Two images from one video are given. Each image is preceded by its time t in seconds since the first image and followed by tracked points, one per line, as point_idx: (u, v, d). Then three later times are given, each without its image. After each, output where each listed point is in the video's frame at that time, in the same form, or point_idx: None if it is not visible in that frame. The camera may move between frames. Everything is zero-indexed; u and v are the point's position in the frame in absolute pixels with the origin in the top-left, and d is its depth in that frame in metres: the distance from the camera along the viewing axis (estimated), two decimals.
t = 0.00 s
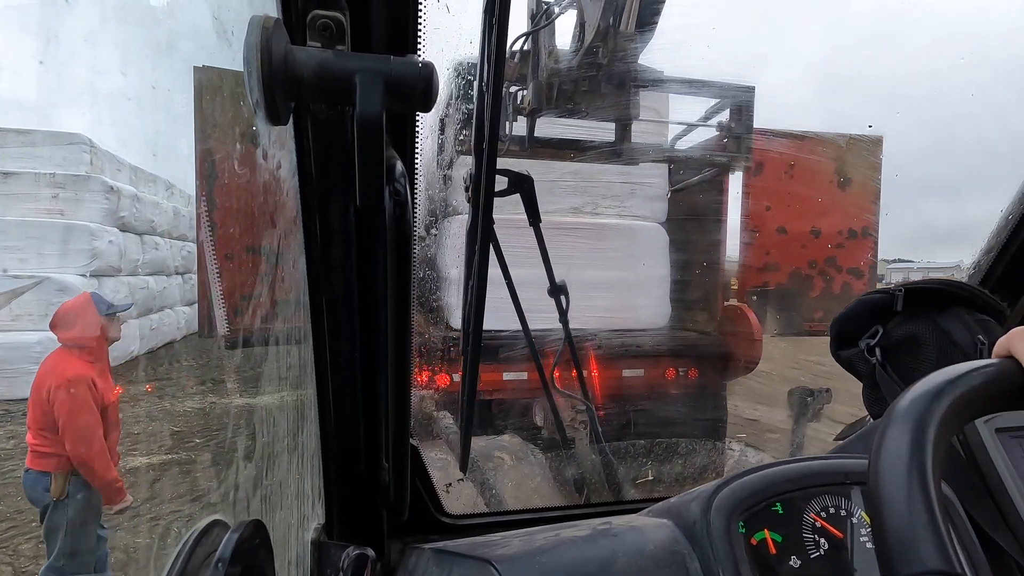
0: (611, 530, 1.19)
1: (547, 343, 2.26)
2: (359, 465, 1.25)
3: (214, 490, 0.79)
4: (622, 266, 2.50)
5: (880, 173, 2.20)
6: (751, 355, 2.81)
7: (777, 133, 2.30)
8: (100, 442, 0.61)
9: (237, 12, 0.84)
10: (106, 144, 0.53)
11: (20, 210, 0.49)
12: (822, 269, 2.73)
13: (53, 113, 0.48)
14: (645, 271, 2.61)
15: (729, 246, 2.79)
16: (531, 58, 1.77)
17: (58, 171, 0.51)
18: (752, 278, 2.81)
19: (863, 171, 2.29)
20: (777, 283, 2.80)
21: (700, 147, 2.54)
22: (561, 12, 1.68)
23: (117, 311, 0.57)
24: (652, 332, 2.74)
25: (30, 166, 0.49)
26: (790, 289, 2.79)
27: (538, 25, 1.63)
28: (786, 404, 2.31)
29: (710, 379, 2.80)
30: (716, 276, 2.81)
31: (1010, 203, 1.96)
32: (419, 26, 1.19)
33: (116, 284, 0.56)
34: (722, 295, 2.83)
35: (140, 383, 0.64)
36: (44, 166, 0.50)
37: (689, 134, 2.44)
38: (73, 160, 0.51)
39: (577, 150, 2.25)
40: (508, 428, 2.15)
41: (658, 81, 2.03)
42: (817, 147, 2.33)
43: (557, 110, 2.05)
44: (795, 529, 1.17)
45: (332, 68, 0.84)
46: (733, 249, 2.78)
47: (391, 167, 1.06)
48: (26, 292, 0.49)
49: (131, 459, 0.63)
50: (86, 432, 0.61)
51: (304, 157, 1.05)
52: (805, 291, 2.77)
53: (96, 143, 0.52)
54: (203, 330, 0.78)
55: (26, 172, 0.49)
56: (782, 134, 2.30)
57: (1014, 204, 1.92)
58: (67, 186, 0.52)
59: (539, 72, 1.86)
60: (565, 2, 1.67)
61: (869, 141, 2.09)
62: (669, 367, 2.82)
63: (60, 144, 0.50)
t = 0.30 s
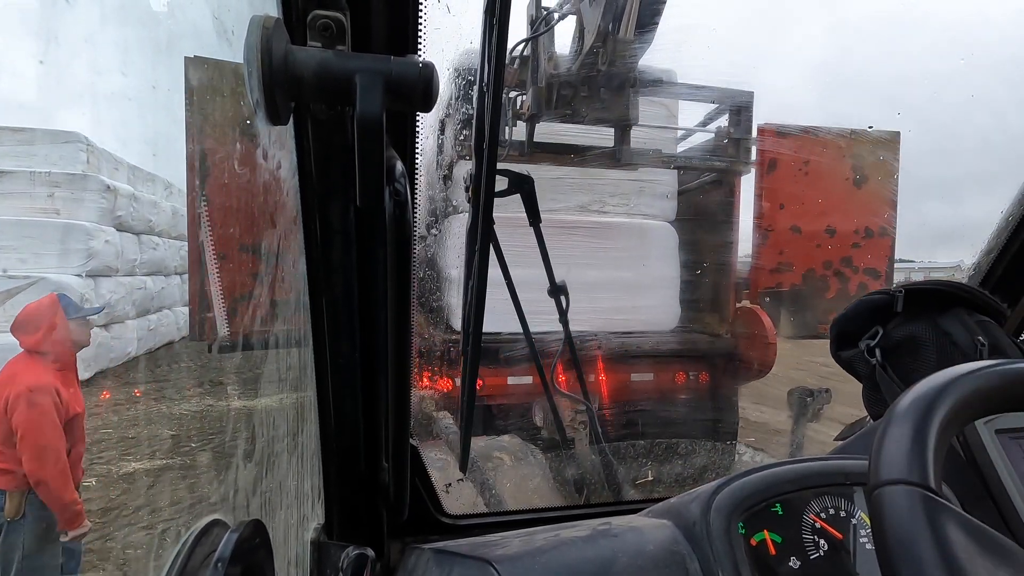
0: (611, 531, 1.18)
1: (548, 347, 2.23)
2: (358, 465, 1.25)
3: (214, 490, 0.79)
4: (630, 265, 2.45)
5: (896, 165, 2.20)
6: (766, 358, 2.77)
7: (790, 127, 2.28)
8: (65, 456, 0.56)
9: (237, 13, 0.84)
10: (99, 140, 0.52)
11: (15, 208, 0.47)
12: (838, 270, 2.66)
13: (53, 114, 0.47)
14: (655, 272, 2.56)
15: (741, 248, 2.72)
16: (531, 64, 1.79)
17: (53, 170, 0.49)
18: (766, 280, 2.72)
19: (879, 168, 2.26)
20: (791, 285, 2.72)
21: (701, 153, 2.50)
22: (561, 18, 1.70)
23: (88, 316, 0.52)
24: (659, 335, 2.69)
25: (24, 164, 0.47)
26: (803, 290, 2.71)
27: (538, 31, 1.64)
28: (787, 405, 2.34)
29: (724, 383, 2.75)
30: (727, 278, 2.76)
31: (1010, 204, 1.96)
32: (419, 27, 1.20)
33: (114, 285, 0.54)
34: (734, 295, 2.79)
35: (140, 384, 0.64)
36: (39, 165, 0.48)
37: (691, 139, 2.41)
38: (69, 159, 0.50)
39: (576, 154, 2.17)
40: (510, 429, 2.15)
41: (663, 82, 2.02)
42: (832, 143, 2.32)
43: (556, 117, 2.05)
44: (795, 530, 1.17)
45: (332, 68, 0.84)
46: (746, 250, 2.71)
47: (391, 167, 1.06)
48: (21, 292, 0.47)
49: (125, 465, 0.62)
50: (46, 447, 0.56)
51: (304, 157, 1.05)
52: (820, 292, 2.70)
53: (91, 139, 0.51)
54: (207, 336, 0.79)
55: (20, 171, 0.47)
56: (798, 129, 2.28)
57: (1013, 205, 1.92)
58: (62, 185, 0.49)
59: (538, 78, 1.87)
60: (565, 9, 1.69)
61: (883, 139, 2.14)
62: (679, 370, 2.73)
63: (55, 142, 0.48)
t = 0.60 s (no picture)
0: (612, 531, 1.18)
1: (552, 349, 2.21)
2: (358, 465, 1.25)
3: (214, 490, 0.79)
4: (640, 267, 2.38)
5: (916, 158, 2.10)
6: (779, 363, 2.65)
7: (804, 122, 2.18)
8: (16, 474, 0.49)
9: (237, 13, 0.83)
10: (95, 137, 0.52)
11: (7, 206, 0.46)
12: (854, 268, 2.56)
13: (50, 110, 0.47)
14: (665, 271, 2.46)
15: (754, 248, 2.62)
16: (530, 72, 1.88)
17: (49, 167, 0.48)
18: (779, 279, 2.62)
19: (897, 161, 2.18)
20: (806, 284, 2.61)
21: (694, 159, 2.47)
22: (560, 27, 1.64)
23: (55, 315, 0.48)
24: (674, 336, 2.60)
25: (19, 162, 0.46)
26: (818, 290, 2.62)
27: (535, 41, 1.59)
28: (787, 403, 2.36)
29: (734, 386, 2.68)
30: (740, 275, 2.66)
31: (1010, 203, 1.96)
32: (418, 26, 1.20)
33: (109, 284, 0.53)
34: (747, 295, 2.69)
35: (140, 386, 0.63)
36: (35, 161, 0.47)
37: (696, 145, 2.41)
38: (66, 155, 0.49)
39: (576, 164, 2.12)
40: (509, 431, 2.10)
41: (679, 70, 1.97)
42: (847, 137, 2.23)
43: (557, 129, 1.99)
44: (795, 529, 1.17)
45: (331, 69, 0.85)
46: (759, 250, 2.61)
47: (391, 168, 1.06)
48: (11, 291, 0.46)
49: (119, 469, 0.61)
50: None
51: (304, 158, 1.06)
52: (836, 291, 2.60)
53: (87, 137, 0.51)
54: (204, 338, 0.78)
55: (15, 168, 0.46)
56: (812, 123, 2.18)
57: (1013, 204, 1.92)
58: (58, 182, 0.49)
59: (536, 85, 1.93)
60: (564, 19, 1.62)
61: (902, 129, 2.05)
62: (692, 373, 2.66)
63: (53, 139, 0.48)
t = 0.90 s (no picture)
0: (613, 531, 1.18)
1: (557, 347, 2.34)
2: (359, 465, 1.25)
3: (214, 490, 0.79)
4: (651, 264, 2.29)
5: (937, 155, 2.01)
6: (796, 366, 2.49)
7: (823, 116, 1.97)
8: None
9: (236, 14, 0.82)
10: (92, 137, 0.51)
11: (7, 208, 0.46)
12: (869, 268, 2.39)
13: (51, 113, 0.47)
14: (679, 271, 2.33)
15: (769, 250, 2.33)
16: (528, 78, 1.88)
17: (45, 166, 0.48)
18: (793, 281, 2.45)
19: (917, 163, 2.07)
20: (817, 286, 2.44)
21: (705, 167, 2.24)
22: (557, 33, 1.76)
23: (22, 316, 0.46)
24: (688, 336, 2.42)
25: (15, 161, 0.46)
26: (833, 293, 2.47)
27: (533, 45, 1.74)
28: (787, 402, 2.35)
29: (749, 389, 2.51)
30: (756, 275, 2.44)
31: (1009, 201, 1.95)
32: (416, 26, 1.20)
33: (104, 285, 0.54)
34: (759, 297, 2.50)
35: (141, 388, 0.63)
36: (31, 161, 0.47)
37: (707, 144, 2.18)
38: (61, 155, 0.49)
39: (579, 171, 2.17)
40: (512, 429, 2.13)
41: (687, 66, 1.87)
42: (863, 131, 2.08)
43: (557, 134, 2.06)
44: (796, 529, 1.17)
45: (331, 69, 0.85)
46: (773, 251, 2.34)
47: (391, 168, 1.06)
48: (8, 293, 0.46)
49: (112, 475, 0.59)
50: None
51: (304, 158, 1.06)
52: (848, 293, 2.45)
53: (83, 136, 0.50)
54: (196, 343, 0.75)
55: (11, 167, 0.46)
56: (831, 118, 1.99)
57: (1013, 202, 1.91)
58: (53, 182, 0.48)
59: (535, 91, 1.95)
60: (562, 25, 1.73)
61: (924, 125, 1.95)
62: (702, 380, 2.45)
63: (51, 138, 0.48)
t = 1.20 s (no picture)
0: (613, 531, 1.17)
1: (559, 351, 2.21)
2: (359, 466, 1.25)
3: (214, 491, 0.78)
4: (654, 263, 2.33)
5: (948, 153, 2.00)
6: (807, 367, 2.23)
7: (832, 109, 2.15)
8: None
9: (235, 15, 0.81)
10: (87, 134, 0.51)
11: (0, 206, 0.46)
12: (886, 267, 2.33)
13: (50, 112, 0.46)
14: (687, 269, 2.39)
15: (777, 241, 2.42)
16: (528, 80, 1.98)
17: (38, 163, 0.47)
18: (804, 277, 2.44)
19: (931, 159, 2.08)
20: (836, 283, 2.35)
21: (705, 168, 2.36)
22: (556, 37, 1.88)
23: None
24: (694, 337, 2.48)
25: (9, 160, 0.45)
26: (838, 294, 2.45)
27: (533, 49, 1.85)
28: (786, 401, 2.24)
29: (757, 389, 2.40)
30: (762, 275, 2.47)
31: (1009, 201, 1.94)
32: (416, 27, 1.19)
33: (101, 284, 0.54)
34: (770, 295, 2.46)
35: (140, 389, 0.63)
36: (24, 158, 0.46)
37: (710, 145, 2.31)
38: (58, 152, 0.48)
39: (578, 172, 2.19)
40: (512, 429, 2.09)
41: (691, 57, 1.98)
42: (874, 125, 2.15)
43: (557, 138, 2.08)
44: (796, 528, 1.18)
45: (331, 69, 0.85)
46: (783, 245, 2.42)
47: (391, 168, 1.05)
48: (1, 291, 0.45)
49: (105, 479, 0.59)
50: None
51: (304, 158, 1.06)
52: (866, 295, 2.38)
53: (78, 133, 0.50)
54: (190, 345, 0.74)
55: (5, 165, 0.45)
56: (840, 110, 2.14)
57: (1013, 202, 1.90)
58: (47, 179, 0.48)
59: (535, 95, 2.00)
60: (561, 29, 1.86)
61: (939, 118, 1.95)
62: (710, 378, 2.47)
63: (45, 135, 0.47)
